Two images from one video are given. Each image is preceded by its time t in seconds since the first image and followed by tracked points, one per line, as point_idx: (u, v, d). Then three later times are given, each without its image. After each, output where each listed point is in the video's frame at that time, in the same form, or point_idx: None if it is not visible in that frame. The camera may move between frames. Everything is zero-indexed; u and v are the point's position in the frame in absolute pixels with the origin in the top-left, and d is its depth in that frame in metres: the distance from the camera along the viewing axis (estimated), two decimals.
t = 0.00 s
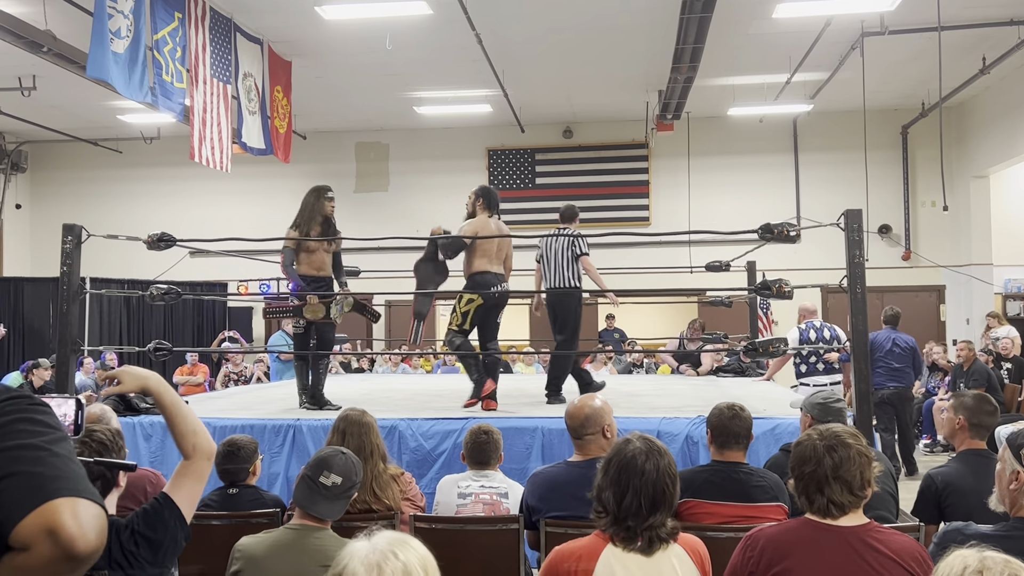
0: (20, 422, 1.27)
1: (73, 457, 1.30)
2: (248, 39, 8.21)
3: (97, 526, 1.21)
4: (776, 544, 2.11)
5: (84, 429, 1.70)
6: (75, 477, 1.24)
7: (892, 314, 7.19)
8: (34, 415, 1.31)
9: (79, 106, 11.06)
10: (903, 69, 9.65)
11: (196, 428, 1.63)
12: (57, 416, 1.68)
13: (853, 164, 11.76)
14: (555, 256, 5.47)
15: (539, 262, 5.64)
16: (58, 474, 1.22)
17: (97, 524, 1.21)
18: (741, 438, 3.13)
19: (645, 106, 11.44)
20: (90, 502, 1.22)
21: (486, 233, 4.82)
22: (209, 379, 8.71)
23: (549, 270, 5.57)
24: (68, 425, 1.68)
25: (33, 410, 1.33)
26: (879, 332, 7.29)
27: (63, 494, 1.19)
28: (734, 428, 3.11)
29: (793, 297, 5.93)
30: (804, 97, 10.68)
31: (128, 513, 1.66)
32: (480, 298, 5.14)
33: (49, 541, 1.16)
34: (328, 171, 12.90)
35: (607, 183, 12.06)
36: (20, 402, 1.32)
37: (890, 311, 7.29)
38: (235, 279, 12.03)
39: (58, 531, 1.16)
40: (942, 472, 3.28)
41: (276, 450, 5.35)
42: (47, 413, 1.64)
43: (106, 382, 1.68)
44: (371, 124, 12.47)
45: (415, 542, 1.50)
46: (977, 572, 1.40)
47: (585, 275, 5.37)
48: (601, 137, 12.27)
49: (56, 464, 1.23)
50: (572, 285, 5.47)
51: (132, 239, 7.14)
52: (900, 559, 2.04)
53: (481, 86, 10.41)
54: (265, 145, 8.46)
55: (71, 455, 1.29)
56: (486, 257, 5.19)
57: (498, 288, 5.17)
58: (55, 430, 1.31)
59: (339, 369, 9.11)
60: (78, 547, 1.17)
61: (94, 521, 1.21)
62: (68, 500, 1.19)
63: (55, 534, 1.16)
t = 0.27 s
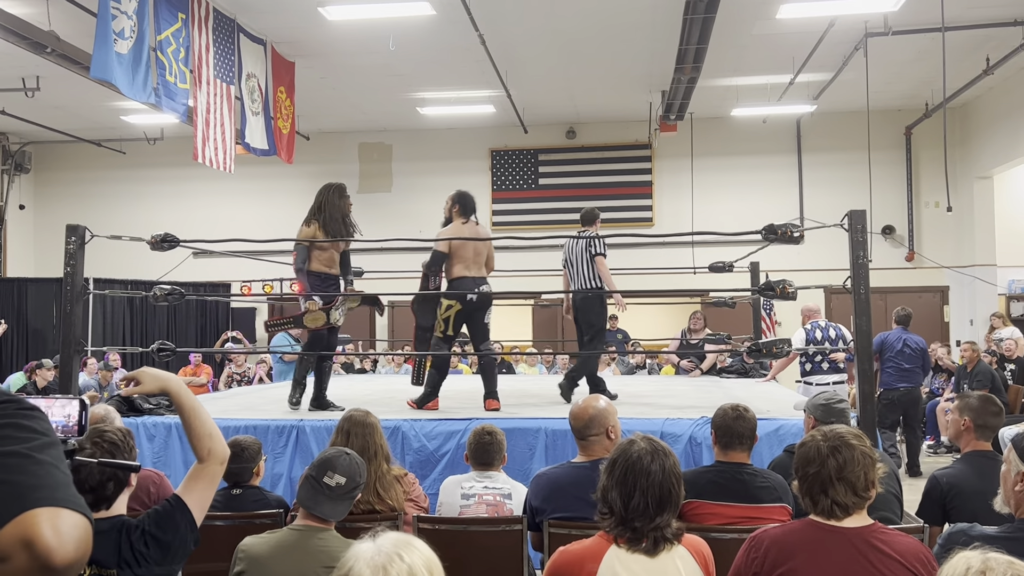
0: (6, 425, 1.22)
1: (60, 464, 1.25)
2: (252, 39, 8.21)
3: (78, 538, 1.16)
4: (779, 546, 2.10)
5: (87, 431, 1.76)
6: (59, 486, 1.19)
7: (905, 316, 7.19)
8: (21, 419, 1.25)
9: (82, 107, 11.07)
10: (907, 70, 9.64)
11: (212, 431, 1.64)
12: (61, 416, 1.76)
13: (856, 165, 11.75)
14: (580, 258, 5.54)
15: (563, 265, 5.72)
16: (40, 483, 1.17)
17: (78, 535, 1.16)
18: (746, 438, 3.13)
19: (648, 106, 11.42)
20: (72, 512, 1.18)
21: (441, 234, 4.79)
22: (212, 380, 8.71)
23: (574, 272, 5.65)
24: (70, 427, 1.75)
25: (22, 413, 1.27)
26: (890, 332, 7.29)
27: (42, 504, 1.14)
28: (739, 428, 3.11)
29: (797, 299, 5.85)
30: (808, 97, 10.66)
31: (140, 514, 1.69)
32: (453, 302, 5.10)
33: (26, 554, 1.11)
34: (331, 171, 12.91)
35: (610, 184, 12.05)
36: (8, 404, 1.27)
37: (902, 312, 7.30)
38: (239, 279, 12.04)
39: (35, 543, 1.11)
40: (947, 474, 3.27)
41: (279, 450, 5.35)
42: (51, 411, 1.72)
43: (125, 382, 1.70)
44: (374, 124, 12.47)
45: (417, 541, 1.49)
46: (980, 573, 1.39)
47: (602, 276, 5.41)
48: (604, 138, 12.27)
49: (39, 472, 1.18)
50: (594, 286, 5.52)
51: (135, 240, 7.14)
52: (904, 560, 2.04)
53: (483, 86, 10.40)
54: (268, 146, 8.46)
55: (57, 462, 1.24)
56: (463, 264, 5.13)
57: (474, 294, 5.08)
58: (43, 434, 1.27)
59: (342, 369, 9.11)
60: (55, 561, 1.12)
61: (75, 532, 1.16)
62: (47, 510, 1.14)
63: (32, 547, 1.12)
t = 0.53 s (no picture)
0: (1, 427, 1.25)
1: (54, 467, 1.27)
2: (255, 40, 8.22)
3: (68, 541, 1.18)
4: (783, 546, 2.10)
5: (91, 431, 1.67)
6: (51, 489, 1.21)
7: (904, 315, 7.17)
8: (17, 420, 1.28)
9: (84, 108, 11.08)
10: (910, 70, 9.64)
11: (221, 431, 1.64)
12: (64, 416, 1.66)
13: (859, 165, 11.74)
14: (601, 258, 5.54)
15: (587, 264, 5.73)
16: (30, 486, 1.19)
17: (67, 539, 1.18)
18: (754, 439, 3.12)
19: (651, 106, 11.42)
20: (63, 515, 1.19)
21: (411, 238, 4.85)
22: (215, 380, 8.72)
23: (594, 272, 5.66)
24: (74, 427, 1.66)
25: (18, 414, 1.30)
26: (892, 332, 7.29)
27: (34, 507, 1.16)
28: (744, 428, 3.10)
29: (800, 298, 5.85)
30: (811, 97, 10.65)
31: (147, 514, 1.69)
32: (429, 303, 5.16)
33: (15, 556, 1.13)
34: (333, 172, 12.91)
35: (613, 184, 12.05)
36: (6, 404, 1.29)
37: (902, 311, 7.26)
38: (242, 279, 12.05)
39: (23, 546, 1.13)
40: (949, 473, 3.26)
41: (282, 450, 5.35)
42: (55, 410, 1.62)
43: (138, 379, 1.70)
44: (377, 125, 12.47)
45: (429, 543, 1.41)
46: (987, 572, 1.38)
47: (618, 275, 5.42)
48: (607, 138, 12.27)
49: (31, 474, 1.20)
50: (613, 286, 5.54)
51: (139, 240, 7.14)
52: (908, 559, 2.03)
53: (486, 87, 10.40)
54: (271, 146, 8.46)
55: (51, 465, 1.27)
56: (436, 266, 5.23)
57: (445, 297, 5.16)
58: (39, 437, 1.29)
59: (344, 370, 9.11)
60: (43, 564, 1.14)
61: (64, 536, 1.18)
62: (38, 513, 1.16)
63: (21, 550, 1.13)
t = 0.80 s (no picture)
0: (3, 428, 1.28)
1: (56, 467, 1.30)
2: (258, 41, 8.23)
3: (66, 541, 1.21)
4: (786, 547, 2.10)
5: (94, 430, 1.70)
6: (51, 488, 1.25)
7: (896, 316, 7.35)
8: (19, 421, 1.31)
9: (87, 108, 11.10)
10: (913, 70, 9.63)
11: (217, 430, 1.65)
12: (67, 415, 1.69)
13: (863, 165, 11.72)
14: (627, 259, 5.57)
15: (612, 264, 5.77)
16: (30, 487, 1.22)
17: (67, 538, 1.21)
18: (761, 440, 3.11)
19: (654, 106, 11.41)
20: (63, 515, 1.23)
21: (403, 239, 4.92)
22: (219, 380, 8.72)
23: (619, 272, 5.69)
24: (78, 426, 1.68)
25: (20, 415, 1.33)
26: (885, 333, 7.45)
27: (33, 507, 1.19)
28: (747, 429, 3.09)
29: (803, 298, 5.85)
30: (814, 97, 10.64)
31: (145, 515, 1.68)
32: (422, 303, 5.23)
33: (14, 556, 1.16)
34: (335, 172, 12.92)
35: (615, 184, 12.05)
36: (9, 405, 1.32)
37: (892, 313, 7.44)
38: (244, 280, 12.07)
39: (23, 546, 1.16)
40: (950, 472, 3.25)
41: (285, 451, 5.35)
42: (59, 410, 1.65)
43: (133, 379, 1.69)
44: (379, 125, 12.48)
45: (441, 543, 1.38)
46: (989, 572, 1.38)
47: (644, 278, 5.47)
48: (609, 139, 12.26)
49: (31, 475, 1.23)
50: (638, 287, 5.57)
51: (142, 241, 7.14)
52: (912, 560, 2.02)
53: (489, 87, 10.40)
54: (274, 147, 8.47)
55: (52, 464, 1.30)
56: (426, 266, 5.34)
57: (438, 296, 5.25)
58: (43, 436, 1.32)
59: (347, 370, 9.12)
60: (42, 564, 1.17)
61: (64, 536, 1.21)
62: (38, 513, 1.20)
63: (20, 550, 1.17)
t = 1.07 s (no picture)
0: (8, 428, 1.26)
1: (62, 465, 1.30)
2: (261, 41, 8.24)
3: (74, 539, 1.21)
4: (789, 546, 2.09)
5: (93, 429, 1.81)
6: (58, 487, 1.24)
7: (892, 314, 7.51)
8: (24, 421, 1.29)
9: (90, 108, 11.11)
10: (917, 69, 9.62)
11: (215, 429, 1.64)
12: (67, 415, 1.79)
13: (866, 164, 11.70)
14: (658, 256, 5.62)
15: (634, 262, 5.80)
16: (36, 486, 1.21)
17: (74, 537, 1.21)
18: (763, 439, 3.09)
19: (657, 106, 11.41)
20: (69, 514, 1.23)
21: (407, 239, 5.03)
22: (222, 380, 8.73)
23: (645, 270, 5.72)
24: (78, 425, 1.79)
25: (25, 414, 1.31)
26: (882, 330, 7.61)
27: (41, 506, 1.20)
28: (748, 429, 3.07)
29: (806, 298, 5.84)
30: (817, 96, 10.62)
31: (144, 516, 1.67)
32: (422, 303, 5.33)
33: (21, 555, 1.17)
34: (338, 172, 12.93)
35: (618, 184, 12.05)
36: (13, 405, 1.31)
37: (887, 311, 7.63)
38: (247, 280, 12.09)
39: (31, 545, 1.17)
40: (953, 472, 3.26)
41: (288, 451, 5.35)
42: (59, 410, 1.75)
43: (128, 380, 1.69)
44: (382, 125, 12.48)
45: (447, 546, 1.36)
46: (993, 571, 1.37)
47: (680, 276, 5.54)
48: (612, 138, 12.26)
49: (37, 474, 1.23)
50: (667, 285, 5.63)
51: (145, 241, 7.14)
52: (915, 560, 2.02)
53: (492, 86, 10.40)
54: (277, 147, 8.48)
55: (58, 464, 1.29)
56: (425, 269, 5.45)
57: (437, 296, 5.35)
58: (47, 436, 1.32)
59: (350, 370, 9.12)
60: (50, 563, 1.18)
61: (71, 535, 1.21)
62: (44, 513, 1.20)
63: (28, 549, 1.17)
